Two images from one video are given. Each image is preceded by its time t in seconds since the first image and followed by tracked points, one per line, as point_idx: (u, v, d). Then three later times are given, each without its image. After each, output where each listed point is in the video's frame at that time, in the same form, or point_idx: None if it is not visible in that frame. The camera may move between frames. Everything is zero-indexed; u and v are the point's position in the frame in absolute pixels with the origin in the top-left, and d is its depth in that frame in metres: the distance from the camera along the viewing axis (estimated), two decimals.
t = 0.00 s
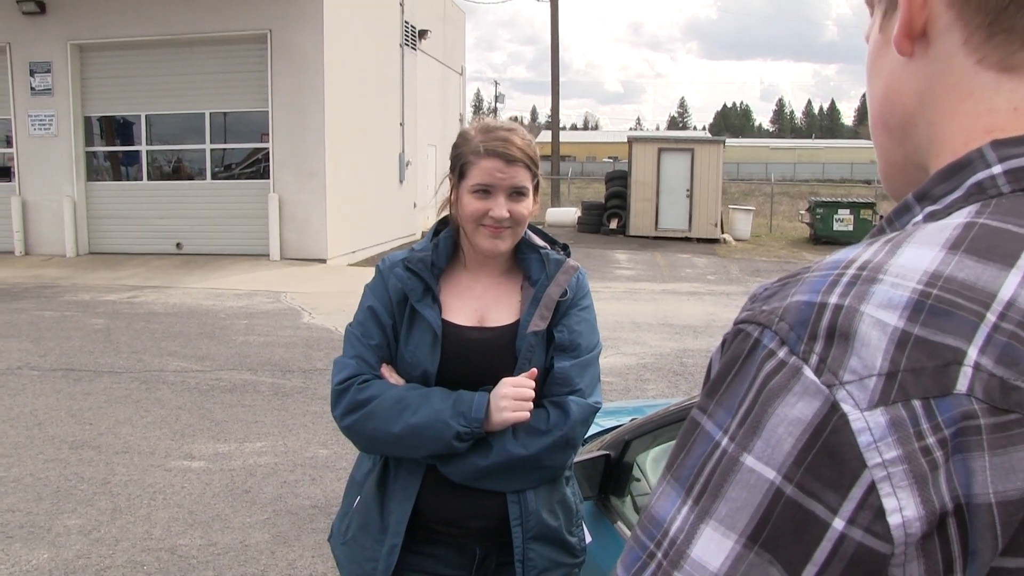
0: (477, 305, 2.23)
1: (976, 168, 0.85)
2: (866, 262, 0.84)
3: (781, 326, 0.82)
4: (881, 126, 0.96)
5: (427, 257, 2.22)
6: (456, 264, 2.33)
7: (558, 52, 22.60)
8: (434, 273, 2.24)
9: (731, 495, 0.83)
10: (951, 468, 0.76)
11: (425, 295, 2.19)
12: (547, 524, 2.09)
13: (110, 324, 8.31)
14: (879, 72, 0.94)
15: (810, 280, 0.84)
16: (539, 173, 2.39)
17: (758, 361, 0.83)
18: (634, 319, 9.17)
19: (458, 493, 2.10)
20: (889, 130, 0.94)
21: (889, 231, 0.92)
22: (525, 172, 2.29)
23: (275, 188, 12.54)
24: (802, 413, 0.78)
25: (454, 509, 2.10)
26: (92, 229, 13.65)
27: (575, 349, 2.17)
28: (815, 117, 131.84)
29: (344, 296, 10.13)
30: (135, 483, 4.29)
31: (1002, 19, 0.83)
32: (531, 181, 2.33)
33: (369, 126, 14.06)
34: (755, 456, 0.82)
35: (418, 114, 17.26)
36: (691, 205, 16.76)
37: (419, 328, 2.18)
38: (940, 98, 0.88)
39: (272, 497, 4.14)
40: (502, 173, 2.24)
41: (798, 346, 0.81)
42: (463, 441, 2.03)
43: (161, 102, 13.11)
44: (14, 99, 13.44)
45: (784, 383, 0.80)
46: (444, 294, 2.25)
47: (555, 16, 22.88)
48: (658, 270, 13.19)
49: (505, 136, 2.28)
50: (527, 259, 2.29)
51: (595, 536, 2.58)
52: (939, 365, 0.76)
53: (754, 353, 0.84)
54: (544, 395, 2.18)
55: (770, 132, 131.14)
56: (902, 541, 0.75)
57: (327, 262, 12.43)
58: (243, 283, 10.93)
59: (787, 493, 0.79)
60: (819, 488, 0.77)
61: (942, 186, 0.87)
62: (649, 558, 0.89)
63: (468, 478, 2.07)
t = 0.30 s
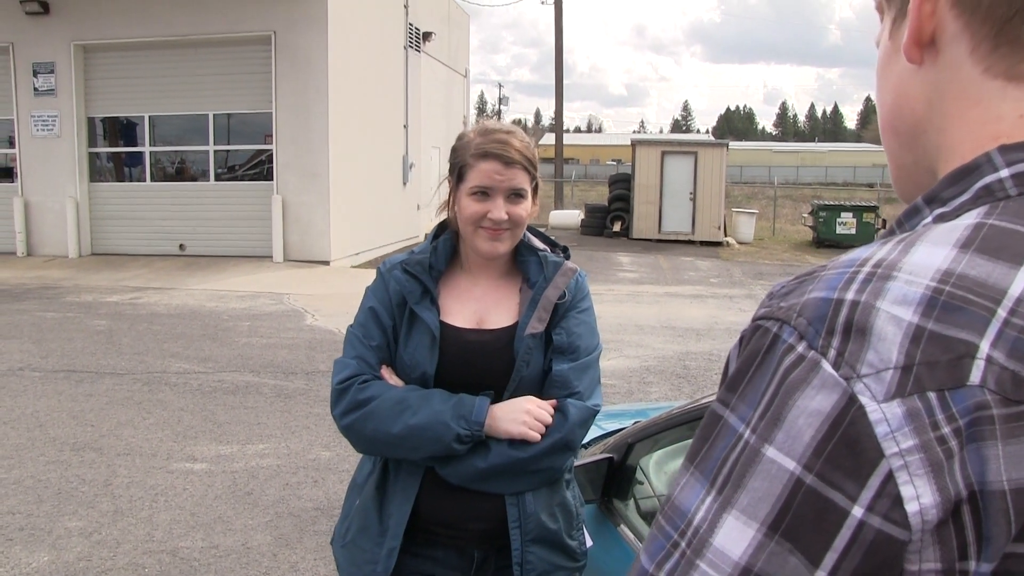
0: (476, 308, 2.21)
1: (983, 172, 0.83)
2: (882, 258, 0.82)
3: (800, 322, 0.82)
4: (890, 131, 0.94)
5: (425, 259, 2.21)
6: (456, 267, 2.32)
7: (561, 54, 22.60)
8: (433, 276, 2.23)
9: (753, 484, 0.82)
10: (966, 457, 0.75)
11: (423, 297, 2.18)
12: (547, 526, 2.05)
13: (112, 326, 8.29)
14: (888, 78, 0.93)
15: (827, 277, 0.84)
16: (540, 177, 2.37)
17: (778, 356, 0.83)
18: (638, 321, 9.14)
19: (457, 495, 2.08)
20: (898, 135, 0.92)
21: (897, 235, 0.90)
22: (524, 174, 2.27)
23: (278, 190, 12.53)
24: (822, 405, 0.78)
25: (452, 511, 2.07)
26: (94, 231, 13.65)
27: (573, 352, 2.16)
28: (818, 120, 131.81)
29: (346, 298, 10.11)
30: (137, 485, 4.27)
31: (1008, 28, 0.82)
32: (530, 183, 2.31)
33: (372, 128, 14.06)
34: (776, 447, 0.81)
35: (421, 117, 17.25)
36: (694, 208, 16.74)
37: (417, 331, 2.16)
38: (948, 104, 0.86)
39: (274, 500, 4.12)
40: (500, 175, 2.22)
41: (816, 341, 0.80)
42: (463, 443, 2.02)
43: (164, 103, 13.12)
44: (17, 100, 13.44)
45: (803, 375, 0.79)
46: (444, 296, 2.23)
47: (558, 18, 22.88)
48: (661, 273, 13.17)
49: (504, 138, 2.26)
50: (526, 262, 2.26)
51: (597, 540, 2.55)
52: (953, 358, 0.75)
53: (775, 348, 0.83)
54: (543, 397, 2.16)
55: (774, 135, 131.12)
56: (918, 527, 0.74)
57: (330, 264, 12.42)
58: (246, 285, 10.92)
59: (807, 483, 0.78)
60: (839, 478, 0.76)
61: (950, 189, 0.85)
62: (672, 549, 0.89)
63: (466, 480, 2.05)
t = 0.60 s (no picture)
0: (467, 310, 2.21)
1: (1013, 167, 0.84)
2: (939, 253, 0.82)
3: (872, 317, 0.81)
4: (907, 104, 0.97)
5: (415, 260, 2.24)
6: (449, 269, 2.32)
7: (562, 57, 22.63)
8: (423, 278, 2.24)
9: (849, 489, 0.80)
10: None
11: (413, 299, 2.19)
12: (535, 531, 2.04)
13: (112, 327, 8.29)
14: (914, 54, 0.95)
15: (889, 272, 0.84)
16: (531, 174, 2.38)
17: (853, 352, 0.81)
18: (638, 324, 9.15)
19: (443, 498, 2.08)
20: (918, 110, 0.95)
21: (921, 231, 0.92)
22: (515, 169, 2.27)
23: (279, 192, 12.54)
24: (907, 402, 0.77)
25: (438, 513, 2.07)
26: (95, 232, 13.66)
27: (563, 354, 2.13)
28: (819, 124, 131.90)
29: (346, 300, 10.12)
30: (137, 486, 4.27)
31: None
32: (522, 179, 2.31)
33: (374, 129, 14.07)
34: (868, 446, 0.79)
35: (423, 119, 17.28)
36: (695, 211, 16.75)
37: (407, 332, 2.17)
38: (978, 90, 0.89)
39: (274, 501, 4.12)
40: (490, 170, 2.23)
41: (893, 337, 0.79)
42: (446, 444, 2.01)
43: (165, 105, 13.14)
44: (18, 101, 13.45)
45: (885, 371, 0.78)
46: (435, 298, 2.24)
47: (559, 21, 22.90)
48: (661, 276, 13.17)
49: (494, 135, 2.28)
50: (519, 263, 2.26)
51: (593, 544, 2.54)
52: None
53: (848, 346, 0.82)
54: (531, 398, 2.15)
55: (774, 139, 131.20)
56: (1019, 519, 0.71)
57: (331, 266, 12.42)
58: (247, 286, 10.92)
59: (904, 482, 0.77)
60: (934, 474, 0.75)
61: (978, 185, 0.87)
62: (769, 566, 0.86)
63: (452, 482, 2.04)
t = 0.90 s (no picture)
0: (458, 306, 2.19)
1: (1015, 159, 0.84)
2: (967, 236, 0.83)
3: (915, 300, 0.81)
4: (899, 108, 0.96)
5: (405, 256, 2.22)
6: (441, 266, 2.31)
7: (559, 56, 22.61)
8: (414, 274, 2.23)
9: (917, 472, 0.79)
10: None
11: (402, 295, 2.18)
12: (523, 529, 2.02)
13: (109, 327, 8.26)
14: (906, 58, 0.95)
15: (923, 257, 0.84)
16: (519, 165, 2.36)
17: (899, 337, 0.81)
18: (636, 323, 9.13)
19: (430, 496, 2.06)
20: (909, 112, 0.95)
21: (927, 227, 0.91)
22: (501, 157, 2.26)
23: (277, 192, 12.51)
24: (960, 382, 0.77)
25: (426, 511, 2.05)
26: (92, 232, 13.62)
27: (553, 352, 2.11)
28: (816, 124, 132.00)
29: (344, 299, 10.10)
30: (133, 486, 4.25)
31: None
32: (509, 169, 2.30)
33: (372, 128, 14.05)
34: (930, 428, 0.79)
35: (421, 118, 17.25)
36: (693, 210, 16.74)
37: (397, 329, 2.15)
38: (967, 91, 0.89)
39: (271, 501, 4.10)
40: (476, 157, 2.22)
41: (936, 317, 0.79)
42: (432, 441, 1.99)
43: (162, 104, 13.11)
44: (13, 100, 13.39)
45: (935, 352, 0.78)
46: (426, 295, 2.22)
47: (557, 19, 22.88)
48: (659, 275, 13.16)
49: (480, 125, 2.27)
50: (509, 259, 2.24)
51: (590, 542, 2.51)
52: None
53: (891, 330, 0.82)
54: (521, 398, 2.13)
55: (772, 138, 131.28)
56: None
57: (329, 266, 12.40)
58: (244, 286, 10.90)
59: (974, 460, 0.76)
60: (1002, 450, 0.75)
61: (983, 177, 0.86)
62: (842, 562, 0.83)
63: (441, 479, 2.02)
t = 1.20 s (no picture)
0: (454, 304, 2.21)
1: (1020, 158, 0.86)
2: (979, 231, 0.84)
3: (926, 292, 0.83)
4: (897, 107, 0.99)
5: (402, 255, 2.24)
6: (437, 265, 2.33)
7: (558, 55, 22.63)
8: (411, 272, 2.25)
9: (924, 461, 0.81)
10: None
11: (400, 293, 2.20)
12: (525, 525, 2.05)
13: (109, 327, 8.29)
14: (905, 59, 0.98)
15: (934, 250, 0.86)
16: (513, 165, 2.39)
17: (911, 328, 0.83)
18: (635, 322, 9.15)
19: (430, 495, 2.09)
20: (906, 113, 0.98)
21: (937, 222, 0.94)
22: (496, 159, 2.29)
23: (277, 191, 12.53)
24: (972, 375, 0.79)
25: (428, 510, 2.08)
26: (93, 232, 13.64)
27: (553, 348, 2.14)
28: (816, 121, 132.01)
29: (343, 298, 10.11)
30: (134, 485, 4.28)
31: None
32: (504, 169, 2.32)
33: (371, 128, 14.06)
34: (939, 418, 0.80)
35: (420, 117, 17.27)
36: (692, 208, 16.75)
37: (395, 328, 2.18)
38: (969, 89, 0.91)
39: (271, 500, 4.12)
40: (471, 159, 2.24)
41: (947, 308, 0.81)
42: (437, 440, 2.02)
43: (162, 105, 13.13)
44: (14, 102, 13.42)
45: (946, 342, 0.80)
46: (422, 293, 2.24)
47: (556, 19, 22.90)
48: (658, 273, 13.18)
49: (474, 127, 2.29)
50: (506, 258, 2.27)
51: (590, 540, 2.54)
52: None
53: (903, 321, 0.84)
54: (522, 393, 2.16)
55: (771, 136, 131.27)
56: None
57: (328, 265, 12.42)
58: (244, 285, 10.93)
59: (982, 448, 0.78)
60: (1013, 440, 0.77)
61: (989, 175, 0.89)
62: (848, 554, 0.85)
63: (443, 477, 2.05)
